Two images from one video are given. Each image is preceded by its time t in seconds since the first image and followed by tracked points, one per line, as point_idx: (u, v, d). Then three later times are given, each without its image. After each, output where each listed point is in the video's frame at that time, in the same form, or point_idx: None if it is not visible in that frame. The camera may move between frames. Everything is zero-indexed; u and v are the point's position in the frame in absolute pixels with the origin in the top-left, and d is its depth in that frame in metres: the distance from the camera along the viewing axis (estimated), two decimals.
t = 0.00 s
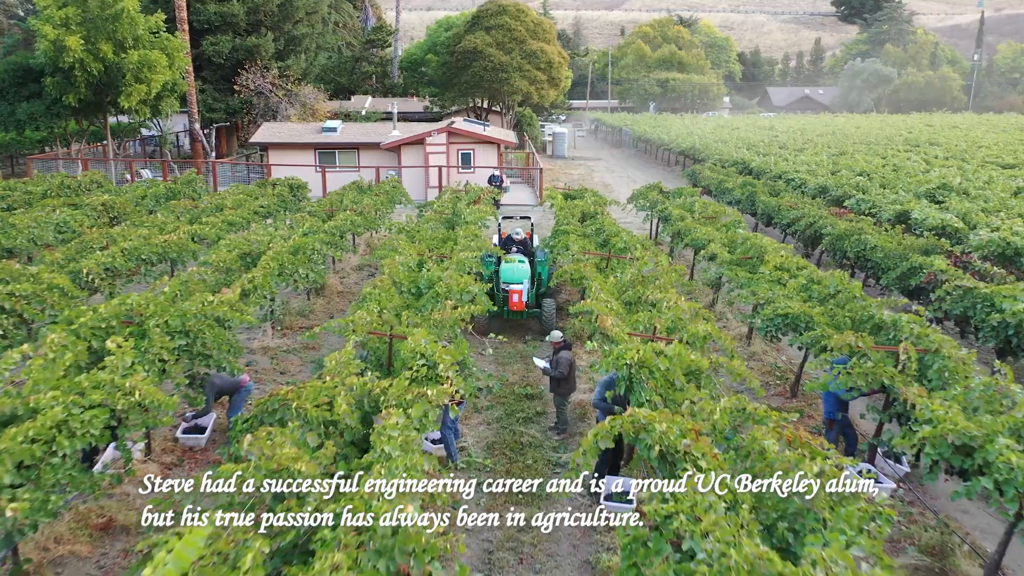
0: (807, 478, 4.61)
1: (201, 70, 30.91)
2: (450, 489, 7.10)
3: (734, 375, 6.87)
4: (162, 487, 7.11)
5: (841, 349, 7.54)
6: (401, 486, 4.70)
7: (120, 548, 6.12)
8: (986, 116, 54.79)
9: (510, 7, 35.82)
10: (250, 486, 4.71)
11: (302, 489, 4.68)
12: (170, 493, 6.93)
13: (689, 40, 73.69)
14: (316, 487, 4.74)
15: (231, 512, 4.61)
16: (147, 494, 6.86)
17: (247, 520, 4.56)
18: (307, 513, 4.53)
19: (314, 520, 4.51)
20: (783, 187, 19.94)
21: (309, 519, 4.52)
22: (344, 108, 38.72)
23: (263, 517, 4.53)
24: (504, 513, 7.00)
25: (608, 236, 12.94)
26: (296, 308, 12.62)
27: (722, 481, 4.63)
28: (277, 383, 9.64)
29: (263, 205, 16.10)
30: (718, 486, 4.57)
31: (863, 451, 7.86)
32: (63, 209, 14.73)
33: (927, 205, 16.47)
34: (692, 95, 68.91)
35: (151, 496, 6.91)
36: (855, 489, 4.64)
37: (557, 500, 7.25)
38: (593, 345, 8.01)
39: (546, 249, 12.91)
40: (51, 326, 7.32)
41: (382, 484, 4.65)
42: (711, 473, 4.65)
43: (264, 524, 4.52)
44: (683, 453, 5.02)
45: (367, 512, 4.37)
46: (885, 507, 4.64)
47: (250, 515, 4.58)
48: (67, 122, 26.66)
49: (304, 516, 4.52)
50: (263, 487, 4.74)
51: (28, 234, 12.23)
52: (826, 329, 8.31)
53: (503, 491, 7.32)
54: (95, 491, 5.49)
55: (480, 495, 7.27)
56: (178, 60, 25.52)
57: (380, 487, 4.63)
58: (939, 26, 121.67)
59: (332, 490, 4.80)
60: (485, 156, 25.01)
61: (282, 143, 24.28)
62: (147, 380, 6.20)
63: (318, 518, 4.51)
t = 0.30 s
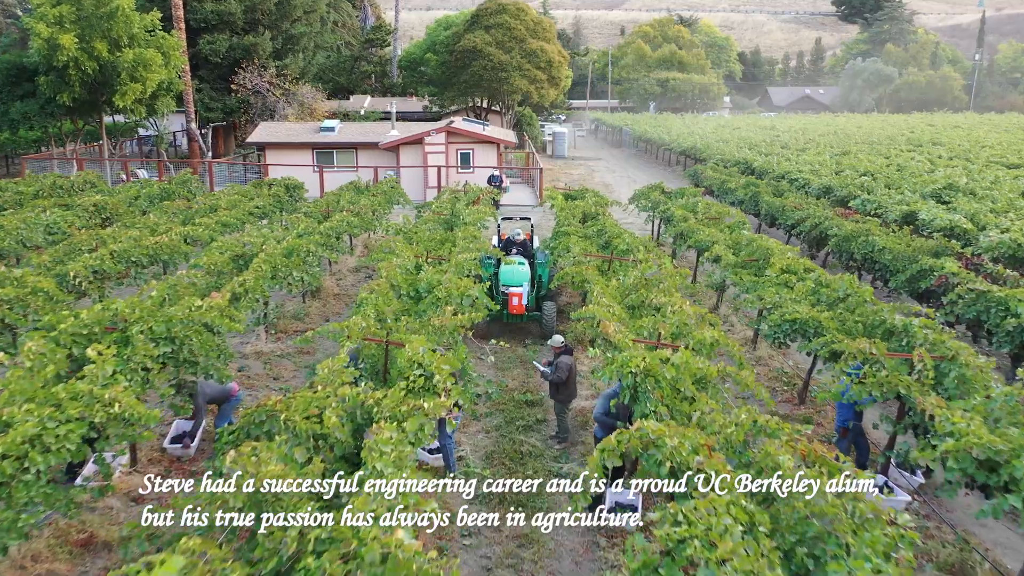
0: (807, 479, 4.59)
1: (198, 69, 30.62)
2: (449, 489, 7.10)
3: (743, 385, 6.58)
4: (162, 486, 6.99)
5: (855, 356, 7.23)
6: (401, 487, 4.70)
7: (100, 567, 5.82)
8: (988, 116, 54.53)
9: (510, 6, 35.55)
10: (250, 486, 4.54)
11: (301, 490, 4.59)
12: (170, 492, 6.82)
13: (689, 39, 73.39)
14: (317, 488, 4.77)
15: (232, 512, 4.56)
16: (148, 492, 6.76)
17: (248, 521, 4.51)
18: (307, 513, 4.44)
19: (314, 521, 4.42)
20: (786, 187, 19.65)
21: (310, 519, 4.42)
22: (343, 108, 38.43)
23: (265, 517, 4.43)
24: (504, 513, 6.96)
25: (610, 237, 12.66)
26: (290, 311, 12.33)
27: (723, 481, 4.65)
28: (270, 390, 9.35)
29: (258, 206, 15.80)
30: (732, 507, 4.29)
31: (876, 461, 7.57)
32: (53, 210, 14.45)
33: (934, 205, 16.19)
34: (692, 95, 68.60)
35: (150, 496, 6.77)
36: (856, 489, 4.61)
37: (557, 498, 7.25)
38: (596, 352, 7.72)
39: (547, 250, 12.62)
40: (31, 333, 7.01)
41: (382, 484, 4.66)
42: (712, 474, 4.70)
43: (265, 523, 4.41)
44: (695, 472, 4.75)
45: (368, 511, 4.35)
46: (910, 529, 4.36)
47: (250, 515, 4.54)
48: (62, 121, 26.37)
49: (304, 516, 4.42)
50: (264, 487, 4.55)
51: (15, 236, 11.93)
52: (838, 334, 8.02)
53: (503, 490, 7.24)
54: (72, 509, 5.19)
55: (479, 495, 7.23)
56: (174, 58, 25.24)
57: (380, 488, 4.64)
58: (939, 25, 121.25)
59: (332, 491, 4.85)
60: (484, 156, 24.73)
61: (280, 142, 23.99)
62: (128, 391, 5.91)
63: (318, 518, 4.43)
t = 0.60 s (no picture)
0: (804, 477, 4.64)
1: (195, 67, 30.33)
2: (449, 489, 7.06)
3: (754, 395, 6.31)
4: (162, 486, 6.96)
5: (870, 364, 6.95)
6: (401, 486, 4.72)
7: None
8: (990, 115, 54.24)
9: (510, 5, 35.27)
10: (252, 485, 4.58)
11: (302, 489, 4.64)
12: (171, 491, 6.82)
13: (689, 39, 73.06)
14: (317, 488, 4.89)
15: (232, 512, 4.31)
16: (145, 495, 6.72)
17: (248, 521, 4.29)
18: (308, 513, 4.54)
19: (314, 521, 4.52)
20: (790, 188, 19.36)
21: (311, 519, 4.55)
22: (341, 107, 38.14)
23: (265, 517, 4.30)
24: (504, 512, 6.90)
25: (612, 239, 12.38)
26: (285, 315, 12.04)
27: (723, 481, 4.52)
28: (263, 397, 9.05)
29: (253, 207, 15.51)
30: (747, 532, 4.00)
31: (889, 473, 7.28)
32: (43, 211, 14.13)
33: (941, 206, 15.91)
34: (693, 95, 68.26)
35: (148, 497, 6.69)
36: (857, 490, 4.59)
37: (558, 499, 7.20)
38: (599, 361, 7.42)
39: (547, 252, 12.34)
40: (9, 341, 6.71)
41: (382, 484, 4.65)
42: (712, 473, 4.56)
43: (264, 524, 4.28)
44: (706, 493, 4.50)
45: (368, 511, 4.38)
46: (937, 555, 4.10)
47: (248, 514, 4.30)
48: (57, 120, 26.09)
49: (305, 516, 4.51)
50: (264, 486, 4.54)
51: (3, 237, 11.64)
52: (851, 341, 7.74)
53: (502, 491, 7.18)
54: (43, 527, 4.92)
55: (479, 495, 7.17)
56: (170, 57, 24.96)
57: (380, 487, 4.62)
58: (939, 25, 120.67)
59: (332, 492, 4.95)
60: (483, 156, 24.45)
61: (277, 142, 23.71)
62: (106, 402, 5.62)
63: (319, 518, 4.53)
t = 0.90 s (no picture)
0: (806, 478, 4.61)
1: (192, 66, 30.03)
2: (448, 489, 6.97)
3: (765, 406, 6.02)
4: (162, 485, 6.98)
5: (883, 372, 6.64)
6: (401, 486, 4.73)
7: None
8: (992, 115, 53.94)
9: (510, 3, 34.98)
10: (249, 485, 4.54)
11: (302, 489, 4.65)
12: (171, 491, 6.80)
13: (689, 39, 72.76)
14: (316, 487, 4.70)
15: (230, 512, 4.09)
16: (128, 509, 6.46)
17: (248, 520, 4.07)
18: (307, 513, 4.48)
19: (314, 520, 4.48)
20: (793, 188, 19.08)
21: (311, 519, 4.48)
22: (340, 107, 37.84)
23: (265, 516, 4.17)
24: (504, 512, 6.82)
25: (614, 240, 12.10)
26: (279, 318, 11.74)
27: (722, 480, 4.39)
28: (255, 404, 8.76)
29: (248, 207, 15.22)
30: (766, 560, 3.71)
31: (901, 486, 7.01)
32: (32, 211, 13.82)
33: (948, 207, 15.63)
34: (693, 95, 67.93)
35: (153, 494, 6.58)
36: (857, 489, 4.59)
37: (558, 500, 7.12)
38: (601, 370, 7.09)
39: (548, 254, 12.04)
40: None
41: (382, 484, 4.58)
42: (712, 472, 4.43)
43: (265, 524, 4.13)
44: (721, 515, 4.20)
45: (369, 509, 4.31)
46: None
47: (249, 514, 4.10)
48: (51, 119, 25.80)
49: (304, 516, 4.47)
50: (263, 487, 4.56)
51: None
52: (864, 349, 7.44)
53: (503, 491, 7.11)
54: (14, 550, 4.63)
55: (479, 494, 7.08)
56: (166, 55, 24.66)
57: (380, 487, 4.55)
58: (938, 25, 120.34)
59: (331, 492, 4.76)
60: (483, 155, 24.17)
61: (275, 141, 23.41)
62: (84, 416, 5.31)
63: (318, 518, 4.50)
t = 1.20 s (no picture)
0: (807, 479, 4.58)
1: (188, 66, 29.74)
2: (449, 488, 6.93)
3: (777, 418, 5.73)
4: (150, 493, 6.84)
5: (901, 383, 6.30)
6: (401, 486, 4.63)
7: None
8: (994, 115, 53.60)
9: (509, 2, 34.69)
10: (251, 485, 4.46)
11: (301, 489, 4.43)
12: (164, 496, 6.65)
13: (690, 38, 72.47)
14: (316, 488, 4.53)
15: (231, 512, 4.16)
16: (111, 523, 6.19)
17: (248, 519, 4.16)
18: (308, 513, 4.44)
19: (315, 521, 4.42)
20: (797, 188, 18.81)
21: (311, 519, 4.43)
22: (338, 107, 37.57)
23: (265, 516, 4.24)
24: (504, 513, 6.78)
25: (616, 241, 11.82)
26: (273, 322, 11.46)
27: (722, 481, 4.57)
28: (246, 412, 8.48)
29: (243, 208, 14.93)
30: None
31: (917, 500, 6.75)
32: (22, 212, 13.55)
33: (956, 207, 15.33)
34: (694, 94, 67.65)
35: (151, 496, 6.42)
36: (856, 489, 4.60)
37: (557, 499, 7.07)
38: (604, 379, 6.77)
39: (549, 256, 11.74)
40: None
41: (382, 484, 4.50)
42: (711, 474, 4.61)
43: (265, 524, 4.19)
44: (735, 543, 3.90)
45: (368, 509, 4.25)
46: None
47: (249, 515, 4.18)
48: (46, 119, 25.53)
49: (305, 516, 4.42)
50: (264, 487, 4.42)
51: None
52: (878, 356, 7.13)
53: (503, 490, 7.07)
54: None
55: (479, 495, 7.03)
56: (161, 54, 24.34)
57: (380, 487, 4.47)
58: (938, 25, 119.90)
59: (332, 491, 4.60)
60: (482, 155, 23.89)
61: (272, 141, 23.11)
62: (58, 432, 5.02)
63: (319, 518, 4.43)
